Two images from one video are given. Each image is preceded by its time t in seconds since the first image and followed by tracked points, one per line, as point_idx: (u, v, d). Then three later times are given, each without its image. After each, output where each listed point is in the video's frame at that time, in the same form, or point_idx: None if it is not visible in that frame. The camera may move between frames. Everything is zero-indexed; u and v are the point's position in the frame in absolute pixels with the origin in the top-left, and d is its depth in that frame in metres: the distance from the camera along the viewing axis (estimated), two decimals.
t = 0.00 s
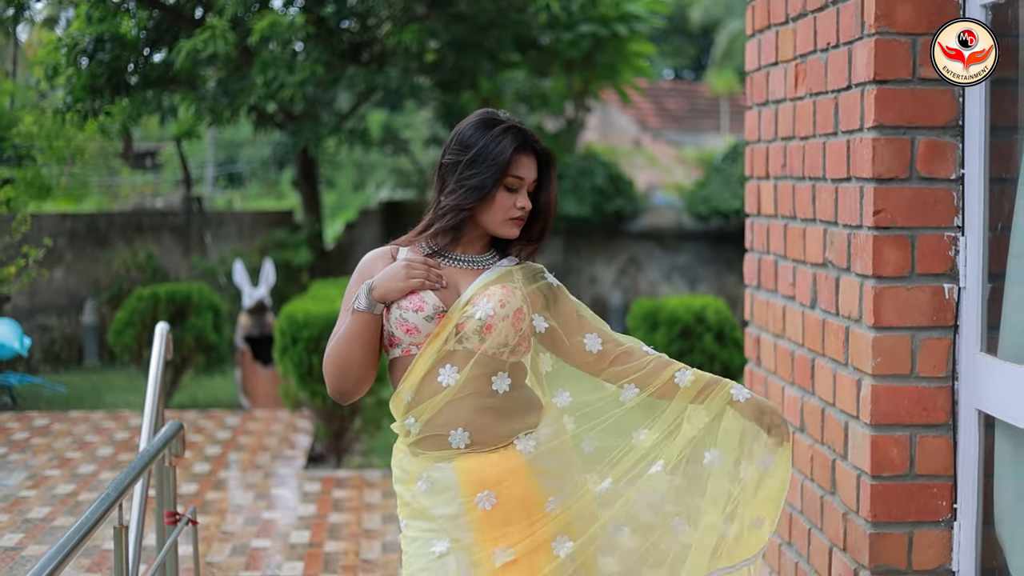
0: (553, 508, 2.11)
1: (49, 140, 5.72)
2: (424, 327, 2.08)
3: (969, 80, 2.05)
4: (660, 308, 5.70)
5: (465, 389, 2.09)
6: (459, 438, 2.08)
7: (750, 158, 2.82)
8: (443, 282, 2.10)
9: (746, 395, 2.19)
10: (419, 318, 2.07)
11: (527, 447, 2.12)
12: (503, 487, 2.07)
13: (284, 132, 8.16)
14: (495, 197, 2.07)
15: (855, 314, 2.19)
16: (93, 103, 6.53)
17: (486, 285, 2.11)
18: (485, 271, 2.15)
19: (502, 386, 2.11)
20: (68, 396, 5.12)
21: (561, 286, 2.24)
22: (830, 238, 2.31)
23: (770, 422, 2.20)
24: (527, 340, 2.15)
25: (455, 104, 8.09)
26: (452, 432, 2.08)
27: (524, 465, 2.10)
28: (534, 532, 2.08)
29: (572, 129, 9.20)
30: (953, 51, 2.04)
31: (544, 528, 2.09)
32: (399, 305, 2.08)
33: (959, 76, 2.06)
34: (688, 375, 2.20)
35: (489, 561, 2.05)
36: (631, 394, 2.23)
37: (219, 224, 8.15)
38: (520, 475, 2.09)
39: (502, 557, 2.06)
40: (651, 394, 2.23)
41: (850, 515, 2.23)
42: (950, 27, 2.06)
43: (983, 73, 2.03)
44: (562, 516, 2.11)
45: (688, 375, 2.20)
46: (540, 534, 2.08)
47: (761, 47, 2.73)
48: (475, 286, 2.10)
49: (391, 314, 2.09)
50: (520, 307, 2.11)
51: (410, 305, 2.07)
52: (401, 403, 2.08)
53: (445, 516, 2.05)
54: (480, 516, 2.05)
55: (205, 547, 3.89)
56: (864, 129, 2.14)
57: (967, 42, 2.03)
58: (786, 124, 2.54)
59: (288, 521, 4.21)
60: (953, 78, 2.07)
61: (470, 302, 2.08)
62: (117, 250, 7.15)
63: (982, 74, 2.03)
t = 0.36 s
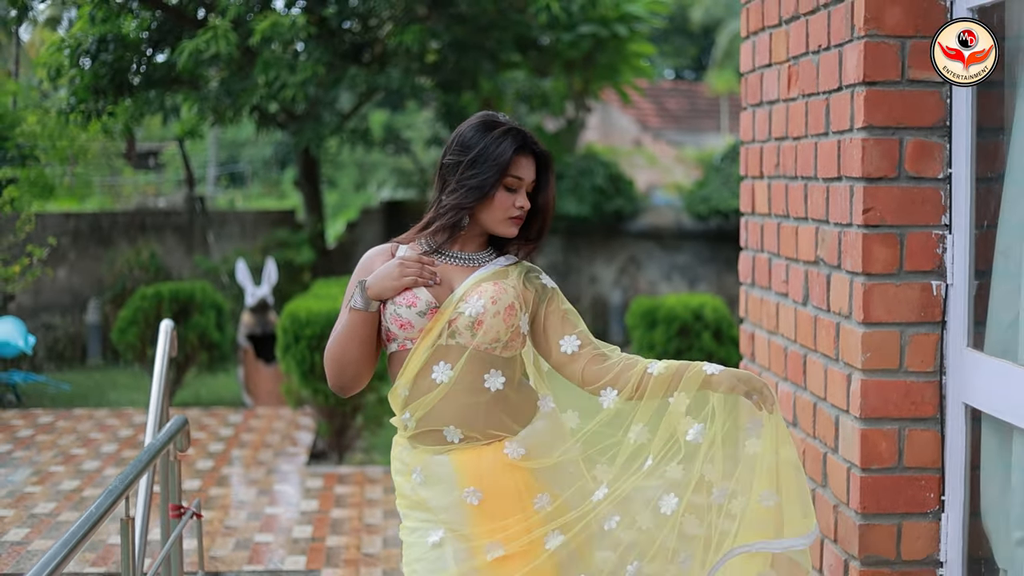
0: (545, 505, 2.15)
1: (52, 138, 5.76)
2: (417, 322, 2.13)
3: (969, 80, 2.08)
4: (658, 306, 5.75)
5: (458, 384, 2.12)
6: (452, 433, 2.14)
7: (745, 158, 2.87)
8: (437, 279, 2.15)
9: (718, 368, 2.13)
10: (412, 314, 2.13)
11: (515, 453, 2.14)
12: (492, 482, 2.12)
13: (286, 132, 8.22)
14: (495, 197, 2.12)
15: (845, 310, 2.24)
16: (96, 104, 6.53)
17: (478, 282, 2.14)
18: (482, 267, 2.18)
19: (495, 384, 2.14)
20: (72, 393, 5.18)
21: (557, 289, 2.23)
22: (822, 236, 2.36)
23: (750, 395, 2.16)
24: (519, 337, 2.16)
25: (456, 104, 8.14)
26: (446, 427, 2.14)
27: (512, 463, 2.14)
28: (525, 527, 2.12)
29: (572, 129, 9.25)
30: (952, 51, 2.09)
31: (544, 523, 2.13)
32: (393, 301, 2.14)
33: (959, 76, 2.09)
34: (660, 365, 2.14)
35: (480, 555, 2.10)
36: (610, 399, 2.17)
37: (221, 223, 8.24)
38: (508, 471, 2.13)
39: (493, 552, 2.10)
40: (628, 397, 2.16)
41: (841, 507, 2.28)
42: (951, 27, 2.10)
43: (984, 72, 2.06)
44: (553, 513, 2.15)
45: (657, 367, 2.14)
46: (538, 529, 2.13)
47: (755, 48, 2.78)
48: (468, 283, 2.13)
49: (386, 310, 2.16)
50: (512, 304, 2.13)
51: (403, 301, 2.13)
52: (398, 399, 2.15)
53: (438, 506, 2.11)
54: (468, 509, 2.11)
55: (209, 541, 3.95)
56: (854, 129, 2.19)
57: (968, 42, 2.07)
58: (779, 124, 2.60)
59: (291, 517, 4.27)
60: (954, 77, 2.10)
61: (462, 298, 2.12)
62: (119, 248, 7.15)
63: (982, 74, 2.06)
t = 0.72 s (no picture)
0: (532, 511, 2.18)
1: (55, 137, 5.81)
2: (414, 318, 2.18)
3: (969, 79, 2.09)
4: (657, 304, 5.80)
5: (454, 378, 2.18)
6: (446, 426, 2.19)
7: (740, 157, 2.92)
8: (433, 275, 2.20)
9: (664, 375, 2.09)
10: (409, 310, 2.18)
11: (503, 452, 2.18)
12: (484, 481, 2.17)
13: (289, 132, 8.27)
14: (492, 195, 2.16)
15: (835, 307, 2.29)
16: (98, 103, 6.55)
17: (474, 279, 2.18)
18: (479, 262, 2.23)
19: (489, 377, 2.19)
20: (76, 391, 5.27)
21: (550, 285, 2.26)
22: (813, 234, 2.40)
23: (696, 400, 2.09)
24: (511, 334, 2.20)
25: (458, 104, 8.17)
26: (441, 420, 2.19)
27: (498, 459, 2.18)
28: (513, 530, 2.16)
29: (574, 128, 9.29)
30: (953, 51, 2.09)
31: (533, 533, 2.17)
32: (391, 298, 2.20)
33: (960, 75, 2.10)
34: (613, 371, 2.12)
35: (469, 556, 2.13)
36: (570, 402, 2.15)
37: (224, 222, 8.29)
38: (498, 473, 2.18)
39: (482, 557, 2.13)
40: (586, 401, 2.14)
41: (831, 499, 2.33)
42: (950, 27, 2.11)
43: (984, 72, 2.06)
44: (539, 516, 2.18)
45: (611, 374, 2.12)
46: (534, 541, 2.16)
47: (749, 49, 2.82)
48: (465, 279, 2.18)
49: (384, 307, 2.22)
50: (506, 300, 2.18)
51: (400, 297, 2.18)
52: (397, 393, 2.20)
53: (433, 499, 2.17)
54: (459, 506, 2.16)
55: (211, 535, 4.00)
56: (843, 130, 2.24)
57: (967, 43, 2.07)
58: (772, 124, 2.64)
59: (294, 512, 4.32)
60: (954, 77, 2.11)
61: (457, 295, 2.17)
62: (123, 247, 7.14)
63: (982, 73, 2.06)
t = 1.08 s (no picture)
0: (525, 505, 2.23)
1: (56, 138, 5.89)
2: (410, 314, 2.23)
3: (970, 80, 2.06)
4: (657, 302, 5.84)
5: (449, 373, 2.23)
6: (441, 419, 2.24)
7: (734, 157, 2.96)
8: (429, 272, 2.23)
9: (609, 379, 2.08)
10: (404, 305, 2.23)
11: (496, 447, 2.23)
12: (478, 474, 2.22)
13: (292, 132, 8.31)
14: (489, 192, 2.20)
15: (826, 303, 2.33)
16: (103, 104, 6.77)
17: (469, 275, 2.22)
18: (476, 258, 2.26)
19: (482, 373, 2.23)
20: (78, 389, 6.06)
21: (546, 282, 2.29)
22: (805, 232, 2.44)
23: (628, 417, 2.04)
24: (506, 332, 2.24)
25: (460, 104, 8.18)
26: (437, 413, 2.24)
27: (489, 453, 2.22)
28: (509, 524, 2.21)
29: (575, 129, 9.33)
30: (953, 51, 2.07)
31: (525, 528, 2.22)
32: (387, 293, 2.24)
33: (960, 76, 2.08)
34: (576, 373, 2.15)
35: (463, 549, 2.18)
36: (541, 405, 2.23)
37: (228, 222, 8.36)
38: (492, 467, 2.22)
39: (474, 551, 2.18)
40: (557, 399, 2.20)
41: (822, 492, 2.37)
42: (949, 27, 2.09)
43: (984, 72, 2.03)
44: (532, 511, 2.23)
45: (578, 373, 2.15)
46: (528, 538, 2.21)
47: (743, 51, 2.86)
48: (460, 275, 2.21)
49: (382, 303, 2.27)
50: (500, 297, 2.21)
51: (396, 293, 2.23)
52: (395, 385, 2.25)
53: (429, 490, 2.22)
54: (454, 497, 2.21)
55: (215, 530, 4.05)
56: (834, 129, 2.27)
57: (968, 43, 2.05)
58: (766, 124, 2.68)
59: (296, 508, 4.37)
60: (954, 77, 2.09)
61: (452, 292, 2.20)
62: (127, 247, 7.49)
63: (983, 73, 2.03)
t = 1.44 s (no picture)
0: (513, 497, 2.28)
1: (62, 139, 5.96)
2: (405, 310, 2.29)
3: (969, 79, 2.04)
4: (656, 301, 5.89)
5: (444, 366, 2.28)
6: (434, 412, 2.30)
7: (729, 157, 3.00)
8: (423, 269, 2.29)
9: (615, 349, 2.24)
10: (399, 302, 2.29)
11: (485, 439, 2.28)
12: (466, 466, 2.27)
13: (296, 132, 8.36)
14: (480, 187, 2.25)
15: (817, 301, 2.37)
16: (108, 104, 7.00)
17: (463, 271, 2.27)
18: (472, 254, 2.31)
19: (473, 366, 2.28)
20: (83, 387, 6.04)
21: (544, 276, 2.36)
22: (796, 231, 2.49)
23: (612, 389, 2.21)
24: (502, 325, 2.29)
25: (464, 104, 8.16)
26: (431, 406, 2.30)
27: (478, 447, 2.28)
28: (497, 514, 2.26)
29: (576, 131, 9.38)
30: (953, 52, 2.06)
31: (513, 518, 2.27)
32: (383, 291, 2.31)
33: (959, 76, 2.06)
34: (593, 353, 2.25)
35: (453, 539, 2.24)
36: (557, 390, 2.31)
37: (231, 222, 8.32)
38: (481, 459, 2.28)
39: (463, 540, 2.24)
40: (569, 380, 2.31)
41: (813, 486, 2.42)
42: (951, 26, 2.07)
43: (983, 72, 2.00)
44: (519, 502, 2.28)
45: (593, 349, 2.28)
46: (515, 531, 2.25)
47: (739, 52, 2.90)
48: (455, 271, 2.27)
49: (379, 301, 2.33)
50: (493, 291, 2.26)
51: (392, 291, 2.29)
52: (393, 378, 2.32)
53: (421, 481, 2.29)
54: (443, 488, 2.27)
55: (218, 526, 4.10)
56: (824, 130, 2.32)
57: (968, 42, 2.02)
58: (760, 124, 2.72)
59: (298, 505, 4.42)
60: (954, 77, 2.07)
61: (446, 287, 2.26)
62: (132, 245, 7.42)
63: (982, 74, 2.00)
